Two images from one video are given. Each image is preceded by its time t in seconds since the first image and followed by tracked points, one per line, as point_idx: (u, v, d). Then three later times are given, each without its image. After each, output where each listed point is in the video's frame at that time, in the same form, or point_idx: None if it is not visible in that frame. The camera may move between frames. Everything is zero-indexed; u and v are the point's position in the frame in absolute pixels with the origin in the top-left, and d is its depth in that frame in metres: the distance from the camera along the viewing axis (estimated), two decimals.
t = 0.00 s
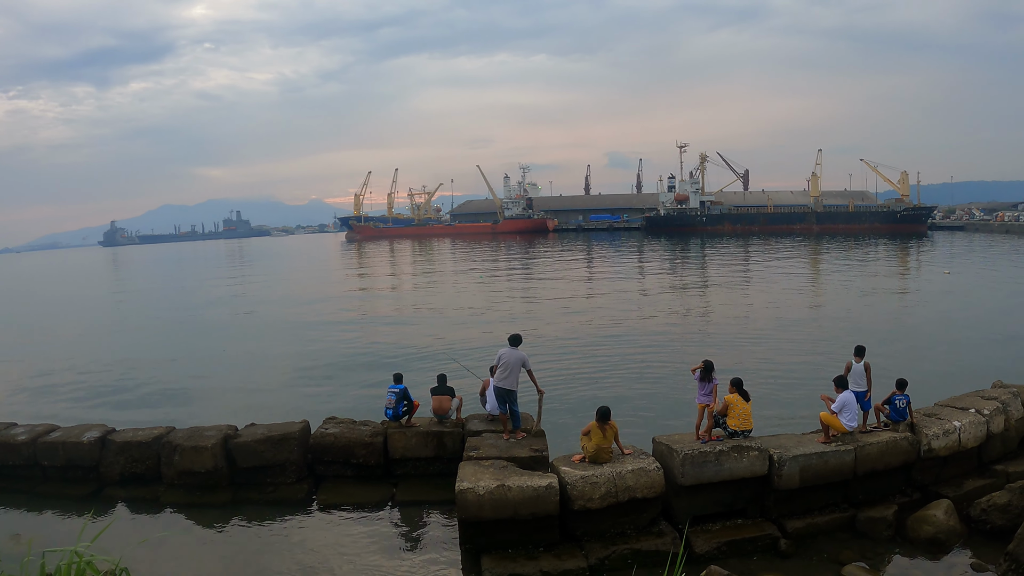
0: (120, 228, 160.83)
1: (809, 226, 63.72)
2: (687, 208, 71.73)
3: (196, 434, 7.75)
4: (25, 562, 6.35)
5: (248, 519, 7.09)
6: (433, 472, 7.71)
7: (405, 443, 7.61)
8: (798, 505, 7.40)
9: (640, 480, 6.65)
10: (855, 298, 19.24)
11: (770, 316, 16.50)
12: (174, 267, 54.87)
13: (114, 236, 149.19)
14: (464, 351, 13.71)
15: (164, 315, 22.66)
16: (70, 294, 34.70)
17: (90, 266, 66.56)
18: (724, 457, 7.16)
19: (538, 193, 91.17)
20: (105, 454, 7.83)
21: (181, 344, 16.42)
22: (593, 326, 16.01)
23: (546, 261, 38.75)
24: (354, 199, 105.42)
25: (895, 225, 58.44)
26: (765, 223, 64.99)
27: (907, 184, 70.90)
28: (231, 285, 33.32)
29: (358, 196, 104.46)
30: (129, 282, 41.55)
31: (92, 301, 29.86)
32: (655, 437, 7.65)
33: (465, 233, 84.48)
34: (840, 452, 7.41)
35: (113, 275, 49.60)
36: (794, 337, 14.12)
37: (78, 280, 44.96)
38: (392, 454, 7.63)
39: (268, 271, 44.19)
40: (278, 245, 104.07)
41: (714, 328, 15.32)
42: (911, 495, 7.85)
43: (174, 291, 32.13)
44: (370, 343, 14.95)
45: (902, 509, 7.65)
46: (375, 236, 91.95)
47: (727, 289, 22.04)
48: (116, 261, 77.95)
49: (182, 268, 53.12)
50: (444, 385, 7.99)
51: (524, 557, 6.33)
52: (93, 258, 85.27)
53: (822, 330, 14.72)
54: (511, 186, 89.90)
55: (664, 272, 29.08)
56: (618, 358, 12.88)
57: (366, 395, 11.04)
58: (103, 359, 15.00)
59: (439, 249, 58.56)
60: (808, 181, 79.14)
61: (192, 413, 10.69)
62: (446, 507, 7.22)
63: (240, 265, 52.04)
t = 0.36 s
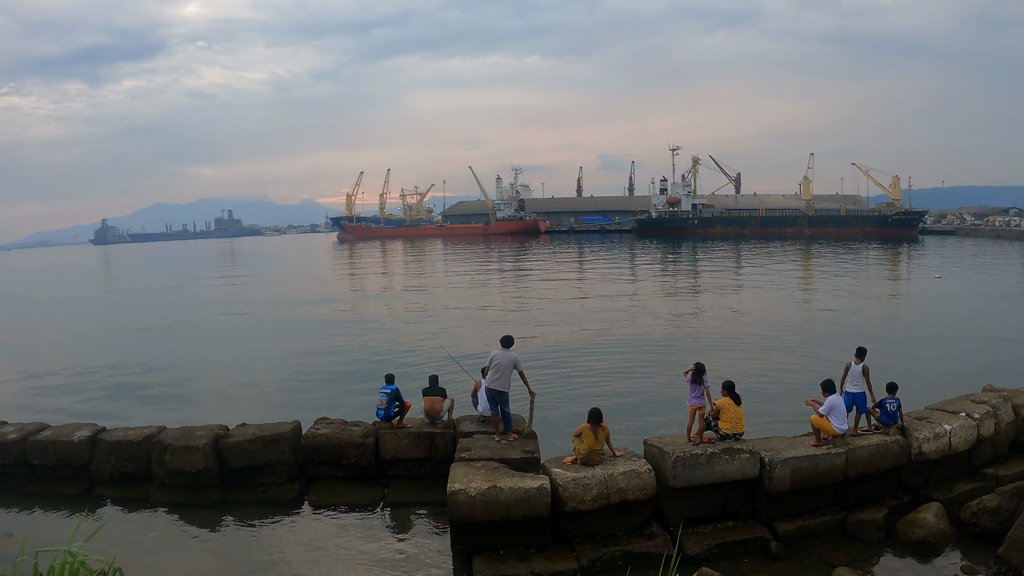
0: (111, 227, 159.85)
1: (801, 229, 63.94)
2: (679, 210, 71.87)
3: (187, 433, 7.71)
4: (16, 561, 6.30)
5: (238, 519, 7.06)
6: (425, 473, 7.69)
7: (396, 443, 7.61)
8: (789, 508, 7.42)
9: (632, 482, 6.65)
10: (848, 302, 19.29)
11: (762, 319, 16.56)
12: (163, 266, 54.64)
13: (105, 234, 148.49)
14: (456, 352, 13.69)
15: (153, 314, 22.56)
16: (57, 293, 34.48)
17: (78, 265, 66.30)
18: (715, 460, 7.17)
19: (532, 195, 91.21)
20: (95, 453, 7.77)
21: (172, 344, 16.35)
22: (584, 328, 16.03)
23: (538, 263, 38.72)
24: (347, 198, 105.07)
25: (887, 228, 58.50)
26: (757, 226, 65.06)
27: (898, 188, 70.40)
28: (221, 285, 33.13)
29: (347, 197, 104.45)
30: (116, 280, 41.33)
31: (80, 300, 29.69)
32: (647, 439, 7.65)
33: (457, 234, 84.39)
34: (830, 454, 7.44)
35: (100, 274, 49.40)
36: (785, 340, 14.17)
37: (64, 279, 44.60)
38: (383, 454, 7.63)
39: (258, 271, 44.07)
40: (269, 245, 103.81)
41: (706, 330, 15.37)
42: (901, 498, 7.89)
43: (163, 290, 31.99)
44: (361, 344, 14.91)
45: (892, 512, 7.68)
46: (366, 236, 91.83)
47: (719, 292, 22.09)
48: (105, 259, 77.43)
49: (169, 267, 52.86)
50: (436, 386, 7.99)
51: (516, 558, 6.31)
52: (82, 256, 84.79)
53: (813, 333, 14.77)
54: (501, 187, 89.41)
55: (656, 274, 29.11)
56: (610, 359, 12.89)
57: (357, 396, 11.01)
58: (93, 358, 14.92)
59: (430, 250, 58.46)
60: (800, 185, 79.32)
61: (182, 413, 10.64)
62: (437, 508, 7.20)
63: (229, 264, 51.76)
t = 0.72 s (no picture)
0: (104, 225, 159.15)
1: (793, 232, 64.21)
2: (672, 213, 72.05)
3: (180, 434, 7.67)
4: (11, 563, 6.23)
5: (231, 520, 7.02)
6: (418, 475, 7.68)
7: (390, 445, 7.61)
8: (782, 510, 7.42)
9: (627, 484, 6.64)
10: (839, 305, 19.41)
11: (754, 322, 16.60)
12: (151, 265, 54.27)
13: (96, 233, 147.68)
14: (448, 353, 13.68)
15: (142, 313, 22.40)
16: (44, 291, 34.18)
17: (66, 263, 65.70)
18: (709, 462, 7.18)
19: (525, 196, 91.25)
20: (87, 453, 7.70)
21: (162, 343, 16.24)
22: (576, 330, 16.04)
23: (529, 265, 38.79)
24: (340, 199, 104.88)
25: (879, 232, 59.04)
26: (749, 229, 65.26)
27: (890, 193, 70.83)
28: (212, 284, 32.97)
29: (340, 198, 104.21)
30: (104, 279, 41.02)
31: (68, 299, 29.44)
32: (641, 441, 7.65)
33: (450, 235, 84.27)
34: (824, 457, 7.45)
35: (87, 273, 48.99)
36: (777, 342, 14.22)
37: (51, 279, 44.25)
38: (377, 456, 7.62)
39: (247, 271, 43.88)
40: (260, 244, 103.35)
41: (698, 333, 15.41)
42: (894, 501, 7.91)
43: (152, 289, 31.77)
44: (353, 344, 14.87)
45: (886, 515, 7.70)
46: (359, 237, 91.63)
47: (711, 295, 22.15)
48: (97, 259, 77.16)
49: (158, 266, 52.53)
50: (430, 387, 8.00)
51: (510, 560, 6.29)
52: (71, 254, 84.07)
53: (806, 336, 14.83)
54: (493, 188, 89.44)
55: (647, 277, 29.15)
56: (603, 361, 12.89)
57: (349, 396, 10.98)
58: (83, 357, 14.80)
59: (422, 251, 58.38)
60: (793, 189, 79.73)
61: (174, 413, 10.57)
62: (430, 510, 7.19)
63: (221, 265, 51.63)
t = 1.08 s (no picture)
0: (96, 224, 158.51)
1: (786, 235, 64.37)
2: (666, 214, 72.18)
3: (173, 434, 7.64)
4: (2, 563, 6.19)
5: (225, 520, 6.99)
6: (412, 476, 7.67)
7: (384, 445, 7.60)
8: (777, 512, 7.42)
9: (621, 486, 6.64)
10: (832, 307, 19.49)
11: (748, 324, 16.62)
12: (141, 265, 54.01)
13: (89, 232, 147.10)
14: (442, 354, 13.65)
15: (133, 312, 22.28)
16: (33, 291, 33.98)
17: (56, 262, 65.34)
18: (703, 464, 7.18)
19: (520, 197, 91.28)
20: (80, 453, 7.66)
21: (154, 343, 16.17)
22: (570, 330, 16.04)
23: (521, 265, 38.82)
24: (334, 199, 104.61)
25: (873, 235, 59.92)
26: (743, 231, 65.43)
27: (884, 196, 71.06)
28: (204, 284, 32.85)
29: (335, 198, 104.02)
30: (94, 278, 40.81)
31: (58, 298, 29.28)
32: (635, 443, 7.64)
33: (444, 235, 84.20)
34: (818, 459, 7.46)
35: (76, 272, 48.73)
36: (771, 344, 14.24)
37: (40, 278, 43.99)
38: (371, 456, 7.61)
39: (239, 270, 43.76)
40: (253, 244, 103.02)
41: (692, 334, 15.42)
42: (888, 503, 7.91)
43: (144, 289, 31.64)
44: (347, 344, 14.84)
45: (880, 517, 7.70)
46: (353, 237, 91.49)
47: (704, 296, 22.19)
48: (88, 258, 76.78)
49: (149, 266, 52.34)
50: (424, 388, 7.99)
51: (504, 561, 6.27)
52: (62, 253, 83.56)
53: (800, 338, 14.86)
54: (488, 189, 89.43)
55: (641, 278, 29.18)
56: (596, 363, 12.89)
57: (343, 396, 10.95)
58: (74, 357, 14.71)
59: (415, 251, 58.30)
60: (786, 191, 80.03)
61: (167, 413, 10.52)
62: (424, 510, 7.17)
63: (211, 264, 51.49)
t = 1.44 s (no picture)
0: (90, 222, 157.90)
1: (780, 237, 64.49)
2: (660, 215, 72.29)
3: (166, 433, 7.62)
4: None
5: (216, 520, 6.96)
6: (405, 476, 7.67)
7: (377, 446, 7.60)
8: (770, 514, 7.43)
9: (614, 487, 6.64)
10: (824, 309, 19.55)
11: (741, 325, 16.66)
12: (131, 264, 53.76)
13: (82, 230, 146.65)
14: (435, 355, 13.65)
15: (124, 312, 22.19)
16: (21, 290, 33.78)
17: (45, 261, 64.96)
18: (696, 465, 7.18)
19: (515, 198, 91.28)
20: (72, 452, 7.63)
21: (146, 342, 16.12)
22: (562, 332, 16.06)
23: (514, 266, 38.84)
24: (328, 199, 104.35)
25: (869, 236, 59.41)
26: (737, 233, 65.55)
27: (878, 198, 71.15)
28: (195, 284, 32.74)
29: (329, 198, 103.85)
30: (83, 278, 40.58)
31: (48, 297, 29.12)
32: (628, 444, 7.65)
33: (439, 236, 84.13)
34: (811, 461, 7.48)
35: (66, 271, 48.49)
36: (764, 346, 14.26)
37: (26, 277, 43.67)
38: (364, 457, 7.61)
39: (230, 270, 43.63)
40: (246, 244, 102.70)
41: (685, 336, 15.43)
42: (881, 505, 7.93)
43: (135, 288, 31.52)
44: (339, 345, 14.82)
45: (872, 519, 7.72)
46: (347, 237, 91.40)
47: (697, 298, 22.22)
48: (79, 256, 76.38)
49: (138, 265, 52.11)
50: (417, 389, 7.99)
51: (496, 562, 6.27)
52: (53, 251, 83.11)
53: (793, 340, 14.89)
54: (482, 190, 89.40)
55: (635, 280, 29.22)
56: (589, 364, 12.90)
57: (336, 396, 10.95)
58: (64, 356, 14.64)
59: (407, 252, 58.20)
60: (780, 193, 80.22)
61: (159, 413, 10.50)
62: (416, 511, 7.17)
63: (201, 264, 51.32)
